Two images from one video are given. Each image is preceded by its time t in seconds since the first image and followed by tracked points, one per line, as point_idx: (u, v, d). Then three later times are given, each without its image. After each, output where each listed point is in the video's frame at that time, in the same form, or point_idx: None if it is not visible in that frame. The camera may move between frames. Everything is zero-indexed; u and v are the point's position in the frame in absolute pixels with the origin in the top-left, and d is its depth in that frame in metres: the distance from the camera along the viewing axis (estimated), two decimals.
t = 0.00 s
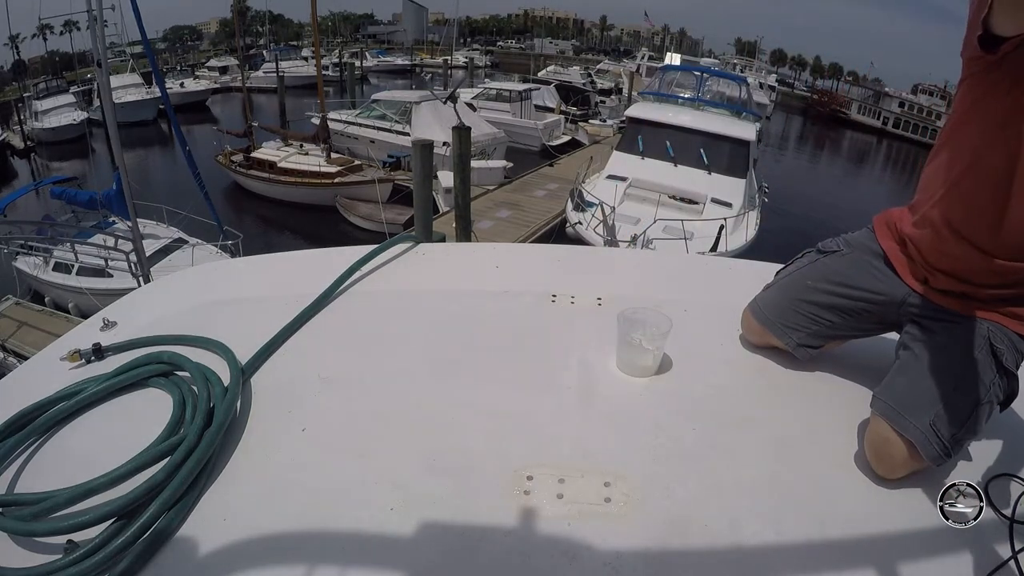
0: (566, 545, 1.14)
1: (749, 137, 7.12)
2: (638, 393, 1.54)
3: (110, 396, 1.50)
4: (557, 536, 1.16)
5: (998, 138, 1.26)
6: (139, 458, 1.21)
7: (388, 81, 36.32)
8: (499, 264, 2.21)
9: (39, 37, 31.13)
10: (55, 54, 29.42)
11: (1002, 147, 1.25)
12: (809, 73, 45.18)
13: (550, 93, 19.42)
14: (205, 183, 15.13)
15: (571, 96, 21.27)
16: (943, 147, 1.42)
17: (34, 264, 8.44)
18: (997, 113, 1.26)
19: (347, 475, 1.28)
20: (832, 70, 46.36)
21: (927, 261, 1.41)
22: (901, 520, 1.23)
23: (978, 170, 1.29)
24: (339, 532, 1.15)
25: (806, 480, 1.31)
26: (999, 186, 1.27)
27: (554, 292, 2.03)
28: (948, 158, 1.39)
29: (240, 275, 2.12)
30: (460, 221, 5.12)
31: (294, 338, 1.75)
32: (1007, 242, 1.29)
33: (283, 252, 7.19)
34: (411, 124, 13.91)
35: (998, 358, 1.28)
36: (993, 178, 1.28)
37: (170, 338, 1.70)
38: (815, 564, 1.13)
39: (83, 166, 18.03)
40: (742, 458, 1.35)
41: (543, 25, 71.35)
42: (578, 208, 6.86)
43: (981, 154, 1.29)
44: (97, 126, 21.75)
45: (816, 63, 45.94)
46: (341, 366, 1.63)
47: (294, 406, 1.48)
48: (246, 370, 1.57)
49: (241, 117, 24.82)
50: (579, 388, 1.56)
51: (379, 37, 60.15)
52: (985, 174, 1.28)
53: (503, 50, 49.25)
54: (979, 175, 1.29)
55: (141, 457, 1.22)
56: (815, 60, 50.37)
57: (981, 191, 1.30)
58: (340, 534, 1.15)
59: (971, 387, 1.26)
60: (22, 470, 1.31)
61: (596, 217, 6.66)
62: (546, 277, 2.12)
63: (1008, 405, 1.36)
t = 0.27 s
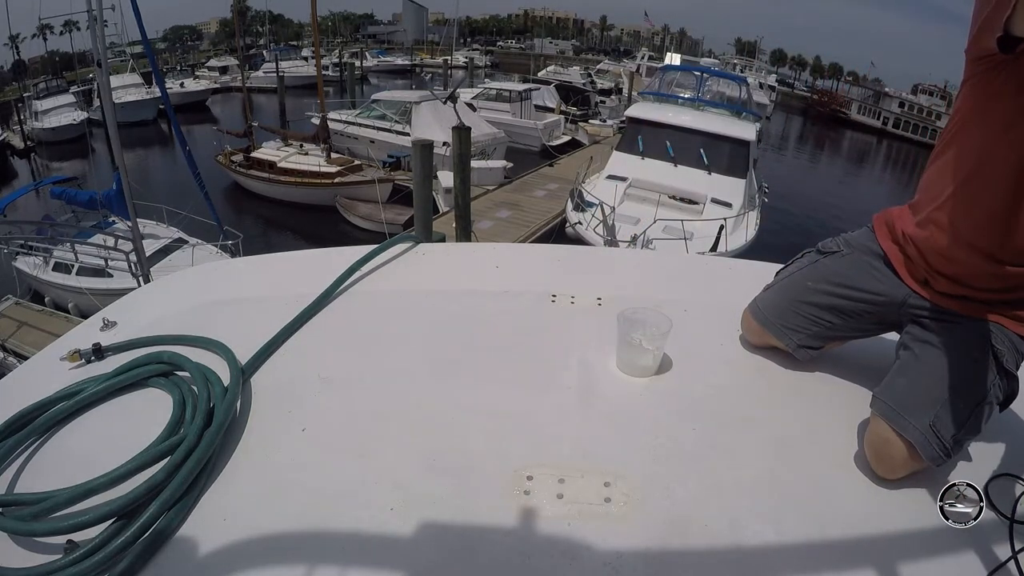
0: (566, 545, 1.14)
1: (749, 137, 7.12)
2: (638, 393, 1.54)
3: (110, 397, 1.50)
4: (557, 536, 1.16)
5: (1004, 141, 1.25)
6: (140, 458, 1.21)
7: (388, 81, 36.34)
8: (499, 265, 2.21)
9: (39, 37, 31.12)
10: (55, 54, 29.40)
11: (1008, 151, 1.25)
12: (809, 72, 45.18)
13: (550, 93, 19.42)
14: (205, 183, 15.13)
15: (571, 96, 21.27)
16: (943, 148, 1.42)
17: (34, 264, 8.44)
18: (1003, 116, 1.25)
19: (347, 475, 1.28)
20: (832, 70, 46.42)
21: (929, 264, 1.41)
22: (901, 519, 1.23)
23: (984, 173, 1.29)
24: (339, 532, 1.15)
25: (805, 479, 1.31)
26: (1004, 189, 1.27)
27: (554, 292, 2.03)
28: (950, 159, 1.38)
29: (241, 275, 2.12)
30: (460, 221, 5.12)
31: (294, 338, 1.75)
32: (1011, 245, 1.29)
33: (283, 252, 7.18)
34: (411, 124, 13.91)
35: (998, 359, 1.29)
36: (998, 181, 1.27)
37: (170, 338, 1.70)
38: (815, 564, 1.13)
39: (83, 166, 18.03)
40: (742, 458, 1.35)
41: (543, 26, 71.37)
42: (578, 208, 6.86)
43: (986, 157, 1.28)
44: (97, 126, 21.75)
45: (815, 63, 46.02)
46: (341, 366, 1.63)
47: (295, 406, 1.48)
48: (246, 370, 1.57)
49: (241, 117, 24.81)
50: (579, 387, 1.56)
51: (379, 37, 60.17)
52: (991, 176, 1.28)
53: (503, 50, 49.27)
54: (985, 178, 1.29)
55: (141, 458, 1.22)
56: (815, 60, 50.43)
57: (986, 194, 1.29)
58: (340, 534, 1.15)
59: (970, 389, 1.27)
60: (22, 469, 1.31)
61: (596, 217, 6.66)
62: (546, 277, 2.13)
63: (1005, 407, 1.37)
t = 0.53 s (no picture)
0: (566, 545, 1.14)
1: (749, 137, 7.13)
2: (638, 393, 1.54)
3: (110, 396, 1.50)
4: (557, 536, 1.16)
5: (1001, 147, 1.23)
6: (140, 458, 1.21)
7: (388, 81, 36.35)
8: (499, 265, 2.21)
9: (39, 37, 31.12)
10: (55, 53, 29.38)
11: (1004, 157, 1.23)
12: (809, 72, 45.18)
13: (550, 93, 19.42)
14: (204, 183, 15.13)
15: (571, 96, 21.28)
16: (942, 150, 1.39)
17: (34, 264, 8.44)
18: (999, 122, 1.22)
19: (347, 475, 1.28)
20: (832, 70, 46.44)
21: (931, 265, 1.40)
22: (902, 519, 1.23)
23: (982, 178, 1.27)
24: (339, 532, 1.15)
25: (805, 479, 1.31)
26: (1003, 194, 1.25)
27: (554, 292, 2.03)
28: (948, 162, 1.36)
29: (240, 275, 2.12)
30: (459, 221, 5.12)
31: (294, 338, 1.75)
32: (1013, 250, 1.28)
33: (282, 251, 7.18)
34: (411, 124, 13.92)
35: (998, 360, 1.29)
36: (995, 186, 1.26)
37: (170, 338, 1.70)
38: (814, 564, 1.13)
39: (83, 166, 18.03)
40: (742, 458, 1.35)
41: (543, 26, 71.37)
42: (578, 208, 6.86)
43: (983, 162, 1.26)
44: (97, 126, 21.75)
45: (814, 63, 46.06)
46: (341, 366, 1.63)
47: (295, 406, 1.48)
48: (246, 370, 1.57)
49: (241, 117, 24.81)
50: (579, 388, 1.56)
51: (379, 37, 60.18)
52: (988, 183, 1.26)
53: (503, 50, 49.28)
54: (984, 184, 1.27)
55: (141, 458, 1.22)
56: (815, 60, 50.46)
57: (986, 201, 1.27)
58: (340, 534, 1.15)
59: (969, 389, 1.26)
60: (22, 469, 1.32)
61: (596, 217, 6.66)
62: (546, 277, 2.12)
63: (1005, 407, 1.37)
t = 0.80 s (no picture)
0: (565, 545, 1.14)
1: (748, 138, 7.13)
2: (638, 393, 1.54)
3: (110, 397, 1.50)
4: (556, 536, 1.16)
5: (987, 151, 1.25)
6: (140, 458, 1.22)
7: (388, 82, 36.35)
8: (499, 264, 2.21)
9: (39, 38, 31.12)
10: (55, 54, 29.39)
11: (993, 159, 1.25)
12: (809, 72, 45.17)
13: (550, 93, 19.42)
14: (204, 183, 15.13)
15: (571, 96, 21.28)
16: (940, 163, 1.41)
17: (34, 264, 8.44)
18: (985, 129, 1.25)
19: (347, 475, 1.28)
20: (831, 70, 46.47)
21: (930, 259, 1.42)
22: (903, 519, 1.23)
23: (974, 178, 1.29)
24: (340, 532, 1.15)
25: (806, 479, 1.31)
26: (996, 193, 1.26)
27: (554, 292, 2.03)
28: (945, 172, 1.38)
29: (240, 275, 2.12)
30: (459, 221, 5.12)
31: (294, 338, 1.75)
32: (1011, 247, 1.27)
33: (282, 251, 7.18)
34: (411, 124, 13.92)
35: (999, 360, 1.29)
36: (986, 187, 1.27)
37: (170, 337, 1.70)
38: (814, 563, 1.13)
39: (83, 166, 18.03)
40: (743, 458, 1.35)
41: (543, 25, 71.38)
42: (577, 208, 6.86)
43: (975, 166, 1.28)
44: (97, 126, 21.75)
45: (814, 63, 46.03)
46: (342, 366, 1.63)
47: (294, 406, 1.48)
48: (246, 370, 1.57)
49: (241, 117, 24.80)
50: (579, 387, 1.56)
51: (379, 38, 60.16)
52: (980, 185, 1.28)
53: (503, 50, 49.28)
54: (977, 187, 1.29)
55: (141, 458, 1.22)
56: (815, 60, 50.47)
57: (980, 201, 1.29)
58: (340, 534, 1.15)
59: (969, 390, 1.27)
60: (22, 469, 1.31)
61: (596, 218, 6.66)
62: (546, 276, 2.13)
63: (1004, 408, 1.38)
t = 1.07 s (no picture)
0: (565, 545, 1.14)
1: (748, 138, 7.13)
2: (638, 394, 1.54)
3: (110, 397, 1.50)
4: (556, 536, 1.15)
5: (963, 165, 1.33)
6: (140, 458, 1.22)
7: (388, 82, 36.32)
8: (499, 264, 2.21)
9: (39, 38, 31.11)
10: (55, 54, 29.38)
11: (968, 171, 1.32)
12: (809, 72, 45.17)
13: (550, 93, 19.42)
14: (204, 183, 15.12)
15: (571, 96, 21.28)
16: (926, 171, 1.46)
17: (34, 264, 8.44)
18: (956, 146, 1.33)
19: (346, 474, 1.28)
20: (832, 70, 46.45)
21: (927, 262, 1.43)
22: (902, 518, 1.24)
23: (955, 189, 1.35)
24: (340, 532, 1.15)
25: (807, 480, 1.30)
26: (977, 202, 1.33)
27: (553, 292, 2.03)
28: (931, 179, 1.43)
29: (240, 275, 2.12)
30: (459, 221, 5.12)
31: (294, 338, 1.75)
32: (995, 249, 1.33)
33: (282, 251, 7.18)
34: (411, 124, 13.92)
35: (1000, 361, 1.29)
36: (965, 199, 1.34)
37: (170, 338, 1.70)
38: (813, 564, 1.13)
39: (83, 166, 18.02)
40: (743, 458, 1.35)
41: (543, 25, 71.35)
42: (577, 208, 6.86)
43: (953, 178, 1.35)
44: (97, 126, 21.74)
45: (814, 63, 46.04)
46: (341, 366, 1.62)
47: (294, 406, 1.48)
48: (246, 370, 1.57)
49: (241, 117, 24.79)
50: (579, 387, 1.56)
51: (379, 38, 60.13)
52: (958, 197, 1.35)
53: (503, 50, 49.26)
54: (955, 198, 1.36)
55: (141, 458, 1.22)
56: (814, 60, 50.52)
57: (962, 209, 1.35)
58: (340, 534, 1.15)
59: (971, 391, 1.27)
60: (22, 469, 1.31)
61: (595, 218, 6.66)
62: (545, 277, 2.13)
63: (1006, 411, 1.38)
